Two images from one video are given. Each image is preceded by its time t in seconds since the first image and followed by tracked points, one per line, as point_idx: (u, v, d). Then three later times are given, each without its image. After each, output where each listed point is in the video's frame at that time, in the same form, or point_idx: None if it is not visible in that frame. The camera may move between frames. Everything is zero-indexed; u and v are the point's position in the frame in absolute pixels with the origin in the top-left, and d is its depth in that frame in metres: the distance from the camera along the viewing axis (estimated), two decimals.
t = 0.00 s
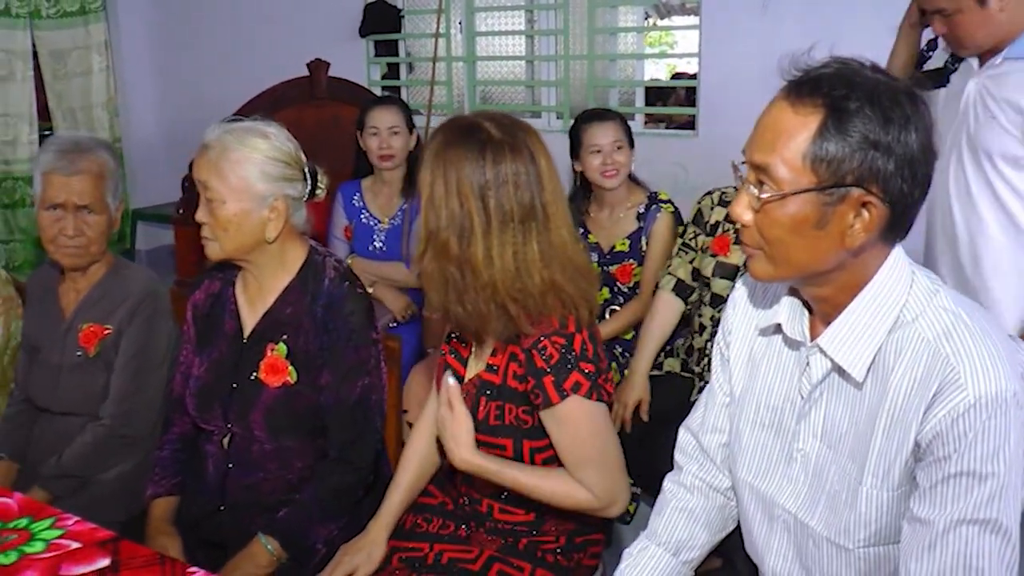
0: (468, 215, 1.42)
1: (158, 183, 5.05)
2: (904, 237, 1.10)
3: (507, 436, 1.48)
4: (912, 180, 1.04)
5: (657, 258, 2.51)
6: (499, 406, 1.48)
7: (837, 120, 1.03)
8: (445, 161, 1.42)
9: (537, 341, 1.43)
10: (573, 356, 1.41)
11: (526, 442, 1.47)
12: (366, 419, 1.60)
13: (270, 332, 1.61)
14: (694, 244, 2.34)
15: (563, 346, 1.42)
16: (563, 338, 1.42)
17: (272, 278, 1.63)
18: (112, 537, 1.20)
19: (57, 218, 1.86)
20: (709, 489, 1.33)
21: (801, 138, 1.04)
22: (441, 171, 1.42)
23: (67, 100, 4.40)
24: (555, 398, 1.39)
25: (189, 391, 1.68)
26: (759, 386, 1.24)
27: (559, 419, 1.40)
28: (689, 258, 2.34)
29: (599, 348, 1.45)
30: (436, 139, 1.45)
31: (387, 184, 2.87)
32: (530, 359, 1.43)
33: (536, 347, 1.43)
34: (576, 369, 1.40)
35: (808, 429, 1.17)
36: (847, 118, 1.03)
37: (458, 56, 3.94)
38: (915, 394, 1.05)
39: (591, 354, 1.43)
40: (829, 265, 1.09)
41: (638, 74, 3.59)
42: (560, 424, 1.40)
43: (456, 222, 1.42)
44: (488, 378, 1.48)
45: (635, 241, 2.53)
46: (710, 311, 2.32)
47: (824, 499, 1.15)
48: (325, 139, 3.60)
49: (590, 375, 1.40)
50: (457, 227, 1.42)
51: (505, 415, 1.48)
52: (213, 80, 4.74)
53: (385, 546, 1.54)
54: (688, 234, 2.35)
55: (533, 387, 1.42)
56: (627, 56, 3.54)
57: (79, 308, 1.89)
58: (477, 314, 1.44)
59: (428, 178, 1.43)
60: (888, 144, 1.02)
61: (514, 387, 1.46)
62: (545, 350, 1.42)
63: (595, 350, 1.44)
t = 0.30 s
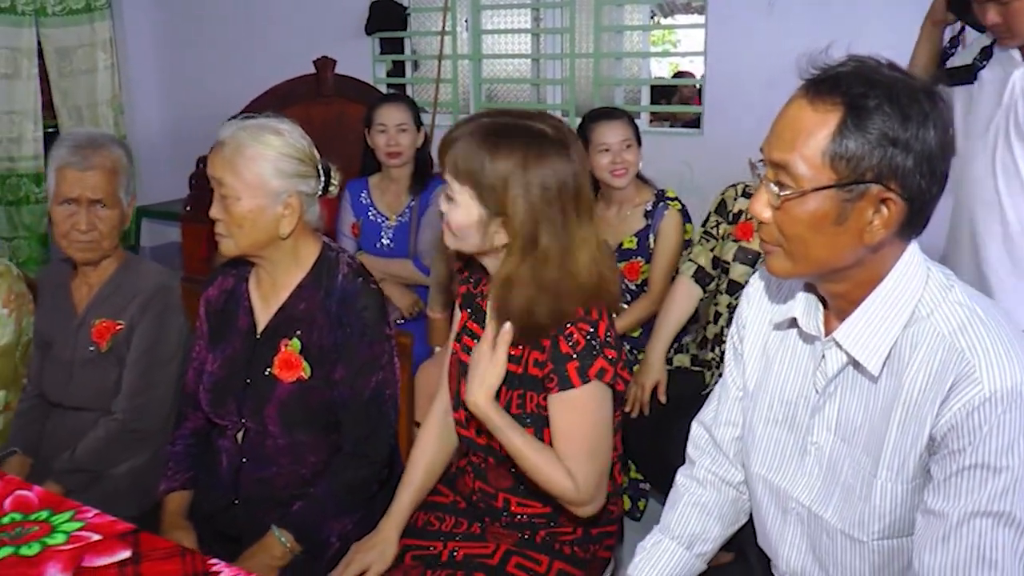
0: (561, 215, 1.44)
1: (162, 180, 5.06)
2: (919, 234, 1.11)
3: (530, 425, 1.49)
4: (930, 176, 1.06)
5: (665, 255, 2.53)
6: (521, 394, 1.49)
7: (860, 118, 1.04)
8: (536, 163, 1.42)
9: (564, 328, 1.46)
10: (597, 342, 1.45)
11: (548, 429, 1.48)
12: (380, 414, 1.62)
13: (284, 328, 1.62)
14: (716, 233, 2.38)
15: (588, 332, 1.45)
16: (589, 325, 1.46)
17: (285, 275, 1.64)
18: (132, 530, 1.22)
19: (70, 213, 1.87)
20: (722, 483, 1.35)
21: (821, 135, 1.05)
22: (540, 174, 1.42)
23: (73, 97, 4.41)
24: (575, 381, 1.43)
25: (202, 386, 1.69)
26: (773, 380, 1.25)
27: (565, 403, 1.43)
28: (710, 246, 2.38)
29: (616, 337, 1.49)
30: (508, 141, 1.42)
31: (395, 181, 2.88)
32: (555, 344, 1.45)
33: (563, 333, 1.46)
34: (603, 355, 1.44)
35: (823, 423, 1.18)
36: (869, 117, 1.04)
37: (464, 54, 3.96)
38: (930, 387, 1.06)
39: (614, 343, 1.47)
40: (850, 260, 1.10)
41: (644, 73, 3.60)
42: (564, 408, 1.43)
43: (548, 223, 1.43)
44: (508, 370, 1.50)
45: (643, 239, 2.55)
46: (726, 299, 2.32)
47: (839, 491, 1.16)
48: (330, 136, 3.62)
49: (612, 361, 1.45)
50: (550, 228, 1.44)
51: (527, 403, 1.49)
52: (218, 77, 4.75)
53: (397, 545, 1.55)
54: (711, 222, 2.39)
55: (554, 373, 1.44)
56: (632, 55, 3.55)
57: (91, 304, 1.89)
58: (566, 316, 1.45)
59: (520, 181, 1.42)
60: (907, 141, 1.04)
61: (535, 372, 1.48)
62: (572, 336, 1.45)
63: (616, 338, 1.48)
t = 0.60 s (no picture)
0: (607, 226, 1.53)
1: (163, 177, 5.07)
2: (928, 229, 1.13)
3: (546, 419, 1.51)
4: (941, 171, 1.07)
5: (671, 251, 2.54)
6: (534, 390, 1.51)
7: (876, 115, 1.05)
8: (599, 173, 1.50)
9: (575, 322, 1.48)
10: (608, 331, 1.48)
11: (563, 422, 1.51)
12: (392, 408, 1.63)
13: (296, 322, 1.63)
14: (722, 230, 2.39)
15: (598, 323, 1.48)
16: (598, 317, 1.49)
17: (296, 269, 1.65)
18: (151, 522, 1.23)
19: (85, 209, 1.89)
20: (732, 475, 1.36)
21: (834, 133, 1.07)
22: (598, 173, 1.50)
23: (74, 94, 4.41)
24: (590, 370, 1.44)
25: (215, 381, 1.71)
26: (785, 373, 1.27)
27: (581, 393, 1.45)
28: (714, 242, 2.40)
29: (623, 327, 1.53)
30: (577, 148, 1.49)
31: (399, 178, 2.90)
32: (566, 337, 1.47)
33: (574, 327, 1.47)
34: (614, 343, 1.47)
35: (834, 415, 1.20)
36: (883, 114, 1.05)
37: (466, 51, 3.97)
38: (942, 379, 1.08)
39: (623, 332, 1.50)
40: (863, 255, 1.11)
41: (646, 69, 3.61)
42: (580, 397, 1.45)
43: (601, 230, 1.51)
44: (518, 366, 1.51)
45: (646, 235, 2.56)
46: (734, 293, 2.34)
47: (851, 482, 1.18)
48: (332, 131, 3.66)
49: (624, 347, 1.48)
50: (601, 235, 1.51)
51: (539, 399, 1.51)
52: (219, 74, 4.75)
53: (406, 546, 1.52)
54: (717, 220, 2.40)
55: (569, 365, 1.46)
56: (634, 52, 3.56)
57: (103, 300, 1.91)
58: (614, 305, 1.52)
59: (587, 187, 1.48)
60: (919, 137, 1.05)
61: (545, 369, 1.50)
62: (583, 329, 1.47)
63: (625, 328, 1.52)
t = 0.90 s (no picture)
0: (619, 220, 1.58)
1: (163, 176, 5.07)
2: (935, 226, 1.14)
3: (559, 417, 1.52)
4: (949, 169, 1.09)
5: (673, 250, 2.55)
6: (549, 389, 1.52)
7: (886, 114, 1.07)
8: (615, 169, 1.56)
9: (590, 319, 1.49)
10: (622, 328, 1.49)
11: (576, 418, 1.53)
12: (401, 405, 1.64)
13: (306, 320, 1.64)
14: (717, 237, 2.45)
15: (611, 320, 1.50)
16: (612, 313, 1.51)
17: (305, 266, 1.67)
18: (168, 518, 1.24)
19: (98, 207, 1.91)
20: (741, 470, 1.38)
21: (845, 131, 1.08)
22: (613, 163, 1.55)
23: (74, 93, 4.42)
24: (607, 367, 1.46)
25: (224, 378, 1.72)
26: (794, 369, 1.29)
27: (597, 390, 1.46)
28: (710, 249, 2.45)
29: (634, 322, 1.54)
30: (596, 143, 1.54)
31: (403, 176, 2.91)
32: (580, 334, 1.48)
33: (589, 324, 1.49)
34: (627, 338, 1.48)
35: (843, 410, 1.22)
36: (893, 112, 1.07)
37: (466, 50, 3.98)
38: (950, 374, 1.09)
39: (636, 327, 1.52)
40: (874, 252, 1.13)
41: (646, 68, 3.62)
42: (597, 393, 1.47)
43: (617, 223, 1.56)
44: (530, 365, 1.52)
45: (648, 235, 2.57)
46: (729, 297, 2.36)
47: (860, 476, 1.19)
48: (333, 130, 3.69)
49: (638, 343, 1.49)
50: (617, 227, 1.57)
51: (555, 397, 1.52)
52: (218, 73, 4.76)
53: (417, 548, 1.52)
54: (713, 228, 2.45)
55: (584, 363, 1.47)
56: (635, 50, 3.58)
57: (113, 297, 1.92)
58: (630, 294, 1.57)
59: (606, 180, 1.54)
60: (928, 135, 1.07)
61: (562, 367, 1.50)
62: (598, 326, 1.48)
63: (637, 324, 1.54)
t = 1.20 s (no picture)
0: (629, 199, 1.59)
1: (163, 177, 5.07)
2: (940, 226, 1.15)
3: (577, 410, 1.52)
4: (955, 170, 1.10)
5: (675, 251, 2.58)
6: (567, 380, 1.52)
7: (888, 117, 1.08)
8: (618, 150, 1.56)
9: (611, 312, 1.52)
10: (642, 322, 1.52)
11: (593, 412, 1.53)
12: (409, 404, 1.65)
13: (314, 319, 1.65)
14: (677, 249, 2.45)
15: (633, 312, 1.52)
16: (632, 307, 1.53)
17: (312, 266, 1.68)
18: (181, 518, 1.25)
19: (105, 208, 1.92)
20: (749, 468, 1.39)
21: (850, 134, 1.10)
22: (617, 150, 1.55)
23: (74, 94, 4.42)
24: (628, 358, 1.48)
25: (232, 378, 1.73)
26: (801, 367, 1.30)
27: (617, 382, 1.49)
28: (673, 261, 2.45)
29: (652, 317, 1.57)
30: (594, 130, 1.54)
31: (404, 177, 2.92)
32: (603, 326, 1.51)
33: (611, 316, 1.52)
34: (648, 331, 1.51)
35: (850, 408, 1.23)
36: (895, 114, 1.08)
37: (466, 50, 4.00)
38: (957, 372, 1.10)
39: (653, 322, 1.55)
40: (880, 253, 1.14)
41: (646, 68, 3.64)
42: (618, 385, 1.49)
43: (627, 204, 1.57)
44: (549, 357, 1.53)
45: (654, 234, 2.58)
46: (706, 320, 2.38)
47: (867, 473, 1.21)
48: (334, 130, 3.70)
49: (657, 337, 1.52)
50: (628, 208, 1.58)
51: (572, 389, 1.52)
52: (218, 73, 4.77)
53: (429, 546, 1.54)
54: (671, 240, 2.46)
55: (605, 354, 1.49)
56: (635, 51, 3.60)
57: (119, 298, 1.93)
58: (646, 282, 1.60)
59: (611, 166, 1.54)
60: (933, 137, 1.08)
61: (581, 359, 1.52)
62: (620, 317, 1.52)
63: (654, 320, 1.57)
